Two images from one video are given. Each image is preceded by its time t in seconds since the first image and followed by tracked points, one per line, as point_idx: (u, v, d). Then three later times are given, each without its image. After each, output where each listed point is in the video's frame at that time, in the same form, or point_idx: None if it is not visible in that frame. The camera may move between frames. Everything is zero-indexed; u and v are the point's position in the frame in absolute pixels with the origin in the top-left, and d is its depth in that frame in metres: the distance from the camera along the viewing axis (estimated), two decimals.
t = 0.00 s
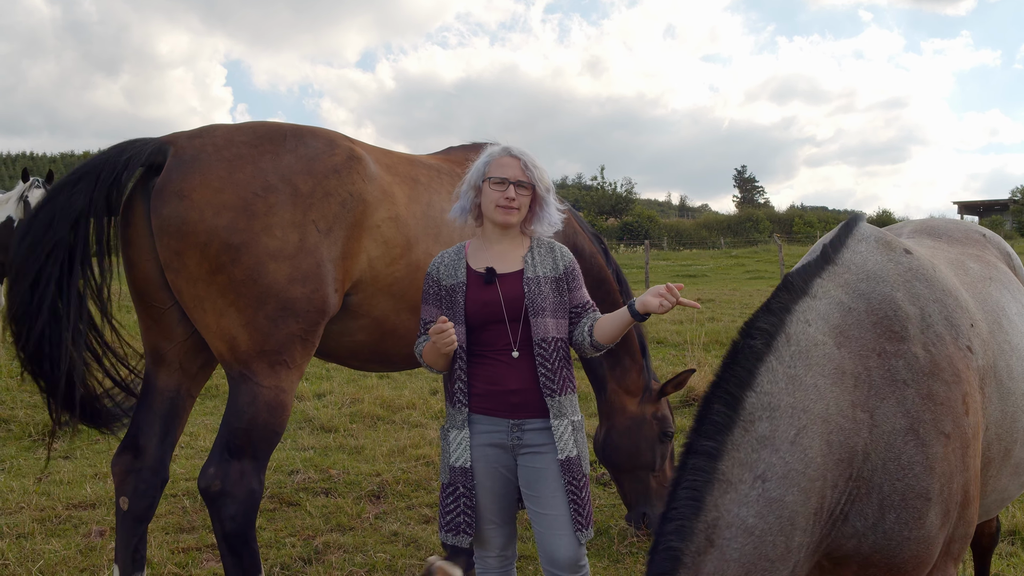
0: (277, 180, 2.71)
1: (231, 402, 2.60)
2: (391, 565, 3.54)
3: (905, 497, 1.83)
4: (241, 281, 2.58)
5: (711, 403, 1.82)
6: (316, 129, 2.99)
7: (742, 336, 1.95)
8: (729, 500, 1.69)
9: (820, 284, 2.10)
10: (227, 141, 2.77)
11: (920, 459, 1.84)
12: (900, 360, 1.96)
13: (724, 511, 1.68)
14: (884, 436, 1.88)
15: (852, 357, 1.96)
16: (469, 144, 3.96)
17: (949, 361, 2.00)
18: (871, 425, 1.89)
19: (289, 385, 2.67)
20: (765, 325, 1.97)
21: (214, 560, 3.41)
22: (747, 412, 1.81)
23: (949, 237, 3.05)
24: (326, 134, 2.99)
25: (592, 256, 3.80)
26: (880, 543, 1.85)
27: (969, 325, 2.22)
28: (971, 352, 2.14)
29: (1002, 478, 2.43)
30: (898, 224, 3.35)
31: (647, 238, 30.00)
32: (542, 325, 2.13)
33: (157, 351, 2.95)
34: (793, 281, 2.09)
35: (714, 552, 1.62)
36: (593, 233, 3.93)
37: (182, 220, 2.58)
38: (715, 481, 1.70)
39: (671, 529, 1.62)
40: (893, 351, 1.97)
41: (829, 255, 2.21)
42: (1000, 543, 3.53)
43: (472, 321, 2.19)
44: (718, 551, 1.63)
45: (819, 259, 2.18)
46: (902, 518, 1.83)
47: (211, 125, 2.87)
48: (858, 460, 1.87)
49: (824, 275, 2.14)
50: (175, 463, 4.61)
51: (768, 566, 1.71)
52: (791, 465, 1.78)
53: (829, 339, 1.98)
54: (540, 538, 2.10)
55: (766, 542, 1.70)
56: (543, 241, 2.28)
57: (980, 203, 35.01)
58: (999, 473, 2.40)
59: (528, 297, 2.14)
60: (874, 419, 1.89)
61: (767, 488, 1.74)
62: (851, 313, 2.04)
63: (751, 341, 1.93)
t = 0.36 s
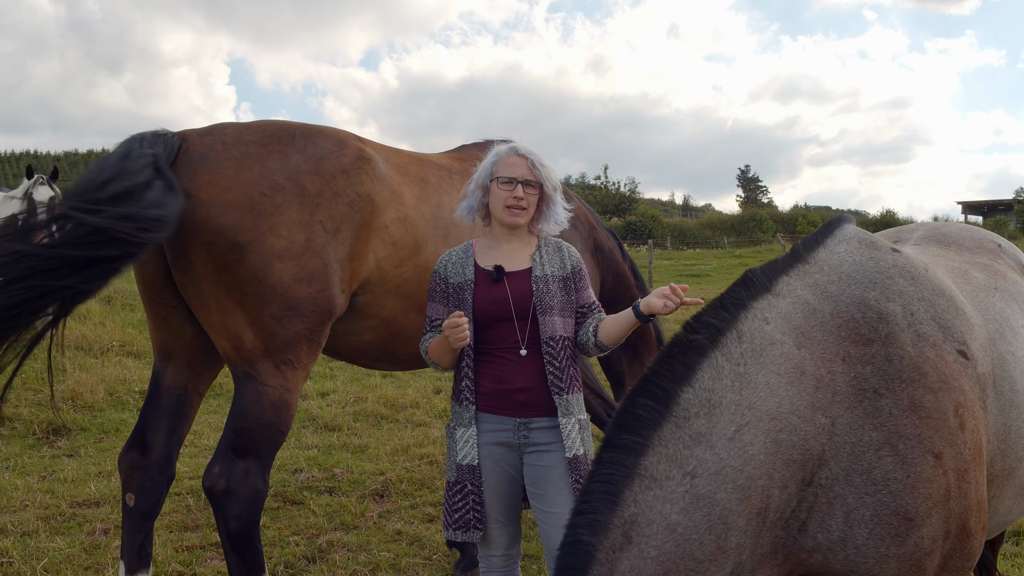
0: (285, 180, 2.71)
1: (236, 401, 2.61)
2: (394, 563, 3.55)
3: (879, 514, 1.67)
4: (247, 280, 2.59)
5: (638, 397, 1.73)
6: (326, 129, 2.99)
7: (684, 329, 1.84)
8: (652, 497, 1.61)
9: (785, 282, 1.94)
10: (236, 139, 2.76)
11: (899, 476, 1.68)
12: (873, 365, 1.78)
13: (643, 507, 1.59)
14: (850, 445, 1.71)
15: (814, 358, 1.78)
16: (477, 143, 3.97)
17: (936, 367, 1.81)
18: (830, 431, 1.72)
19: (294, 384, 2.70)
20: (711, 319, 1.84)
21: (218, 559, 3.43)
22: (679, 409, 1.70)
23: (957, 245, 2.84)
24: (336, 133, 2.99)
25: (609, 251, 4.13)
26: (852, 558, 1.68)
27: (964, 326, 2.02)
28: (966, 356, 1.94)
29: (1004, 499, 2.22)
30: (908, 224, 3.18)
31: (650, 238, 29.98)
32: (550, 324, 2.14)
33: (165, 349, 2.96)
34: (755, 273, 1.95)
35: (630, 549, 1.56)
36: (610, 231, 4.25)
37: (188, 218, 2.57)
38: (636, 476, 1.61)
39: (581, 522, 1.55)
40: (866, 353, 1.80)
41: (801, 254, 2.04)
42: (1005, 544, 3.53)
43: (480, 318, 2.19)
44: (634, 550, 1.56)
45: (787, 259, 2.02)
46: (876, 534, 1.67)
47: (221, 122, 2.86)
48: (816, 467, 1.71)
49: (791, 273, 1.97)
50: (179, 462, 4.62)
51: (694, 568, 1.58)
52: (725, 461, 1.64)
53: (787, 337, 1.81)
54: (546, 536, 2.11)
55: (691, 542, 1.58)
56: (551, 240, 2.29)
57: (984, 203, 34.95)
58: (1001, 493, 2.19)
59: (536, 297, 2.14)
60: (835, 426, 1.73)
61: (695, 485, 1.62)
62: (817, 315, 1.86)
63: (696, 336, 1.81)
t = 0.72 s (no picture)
0: (298, 182, 2.75)
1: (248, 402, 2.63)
2: (398, 564, 3.55)
3: (859, 523, 1.62)
4: (260, 281, 2.66)
5: (596, 388, 1.66)
6: (341, 129, 3.01)
7: (650, 325, 1.77)
8: (605, 491, 1.53)
9: (765, 279, 1.88)
10: (250, 141, 2.81)
11: (881, 484, 1.64)
12: (852, 368, 1.75)
13: (597, 501, 1.51)
14: (826, 450, 1.67)
15: (790, 358, 1.72)
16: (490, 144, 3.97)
17: (923, 370, 1.77)
18: (802, 433, 1.68)
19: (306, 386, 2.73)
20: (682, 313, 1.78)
21: (221, 560, 3.43)
22: (643, 402, 1.63)
23: (967, 248, 2.82)
24: (351, 134, 3.00)
25: (632, 252, 4.18)
26: (831, 565, 1.62)
27: (957, 329, 1.99)
28: (956, 358, 1.90)
29: (998, 507, 2.19)
30: (920, 221, 3.18)
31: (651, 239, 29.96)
32: (555, 324, 2.15)
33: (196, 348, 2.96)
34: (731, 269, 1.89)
35: (581, 545, 1.47)
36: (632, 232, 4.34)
37: (203, 222, 2.67)
38: (590, 469, 1.53)
39: (533, 514, 1.47)
40: (841, 354, 1.75)
41: (782, 252, 1.99)
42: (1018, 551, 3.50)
43: (487, 315, 2.18)
44: (587, 545, 1.47)
45: (768, 257, 1.97)
46: (859, 542, 1.62)
47: (236, 124, 2.90)
48: (783, 468, 1.66)
49: (772, 271, 1.92)
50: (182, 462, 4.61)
51: (647, 568, 1.50)
52: (683, 460, 1.58)
53: (760, 334, 1.74)
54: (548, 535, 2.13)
55: (643, 540, 1.50)
56: (557, 243, 2.28)
57: (987, 204, 34.88)
58: (996, 501, 2.16)
59: (542, 296, 2.14)
60: (810, 430, 1.68)
61: (651, 481, 1.55)
62: (796, 315, 1.80)
63: (660, 330, 1.75)
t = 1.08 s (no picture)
0: (305, 187, 2.76)
1: (255, 408, 2.64)
2: (398, 569, 3.54)
3: (832, 530, 1.63)
4: (269, 287, 2.64)
5: (582, 385, 1.64)
6: (348, 134, 3.02)
7: (636, 322, 1.77)
8: (592, 493, 1.52)
9: (744, 281, 1.87)
10: (258, 148, 2.83)
11: (852, 492, 1.64)
12: (825, 372, 1.74)
13: (584, 505, 1.51)
14: (800, 457, 1.68)
15: (769, 362, 1.72)
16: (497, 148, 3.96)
17: (896, 377, 1.75)
18: (777, 439, 1.68)
19: (312, 392, 2.72)
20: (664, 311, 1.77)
21: (221, 565, 3.41)
22: (626, 404, 1.62)
23: (962, 252, 2.81)
24: (358, 138, 3.01)
25: (645, 253, 4.19)
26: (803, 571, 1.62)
27: (931, 333, 1.97)
28: (931, 364, 1.88)
29: (972, 514, 2.17)
30: (918, 222, 3.17)
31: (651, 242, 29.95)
32: (557, 329, 2.14)
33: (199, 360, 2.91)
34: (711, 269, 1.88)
35: (568, 549, 1.46)
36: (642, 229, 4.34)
37: (211, 229, 2.67)
38: (576, 471, 1.52)
39: (519, 520, 1.44)
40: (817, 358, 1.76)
41: (759, 253, 1.99)
42: None
43: (485, 319, 2.18)
44: (575, 549, 1.46)
45: (747, 257, 1.96)
46: (830, 550, 1.62)
47: (244, 132, 2.94)
48: (755, 472, 1.67)
49: (750, 272, 1.91)
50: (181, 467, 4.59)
51: (631, 574, 1.51)
52: (669, 464, 1.58)
53: (739, 338, 1.74)
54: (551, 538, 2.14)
55: (630, 545, 1.51)
56: (555, 246, 2.28)
57: (987, 207, 34.87)
58: (968, 509, 2.14)
59: (541, 300, 2.14)
60: (783, 436, 1.69)
61: (637, 485, 1.55)
62: (772, 318, 1.80)
63: (644, 327, 1.74)
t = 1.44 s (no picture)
0: (308, 191, 2.76)
1: (258, 410, 2.64)
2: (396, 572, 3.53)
3: (816, 537, 1.62)
4: (275, 291, 2.64)
5: (574, 396, 1.62)
6: (349, 135, 3.02)
7: (622, 329, 1.77)
8: (594, 507, 1.51)
9: (723, 286, 1.88)
10: (259, 153, 2.83)
11: (835, 497, 1.64)
12: (805, 378, 1.74)
13: (588, 519, 1.49)
14: (783, 464, 1.68)
15: (751, 369, 1.73)
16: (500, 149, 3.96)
17: (871, 380, 1.76)
18: (762, 446, 1.69)
19: (316, 395, 2.72)
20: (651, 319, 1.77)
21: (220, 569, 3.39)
22: (619, 414, 1.61)
23: (949, 254, 2.81)
24: (359, 139, 3.01)
25: (653, 257, 4.20)
26: None
27: (906, 336, 1.97)
28: (906, 367, 1.88)
29: (955, 515, 2.17)
30: (909, 225, 3.16)
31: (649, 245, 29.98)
32: (550, 331, 2.13)
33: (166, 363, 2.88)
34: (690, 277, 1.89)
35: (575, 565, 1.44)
36: (651, 236, 4.35)
37: (215, 235, 2.66)
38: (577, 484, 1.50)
39: (525, 539, 1.41)
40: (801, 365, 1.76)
41: (734, 258, 1.99)
42: None
43: (478, 324, 2.18)
44: (582, 565, 1.45)
45: (723, 263, 1.97)
46: (814, 557, 1.62)
47: (245, 138, 2.94)
48: (742, 480, 1.68)
49: (728, 277, 1.92)
50: (179, 471, 4.54)
51: None
52: (668, 474, 1.58)
53: (724, 345, 1.74)
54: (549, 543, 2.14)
55: (636, 558, 1.51)
56: (547, 247, 2.27)
57: (984, 208, 34.93)
58: (950, 510, 2.13)
59: (533, 303, 2.14)
60: (768, 443, 1.70)
61: (639, 496, 1.54)
62: (753, 323, 1.80)
63: (631, 335, 1.74)
